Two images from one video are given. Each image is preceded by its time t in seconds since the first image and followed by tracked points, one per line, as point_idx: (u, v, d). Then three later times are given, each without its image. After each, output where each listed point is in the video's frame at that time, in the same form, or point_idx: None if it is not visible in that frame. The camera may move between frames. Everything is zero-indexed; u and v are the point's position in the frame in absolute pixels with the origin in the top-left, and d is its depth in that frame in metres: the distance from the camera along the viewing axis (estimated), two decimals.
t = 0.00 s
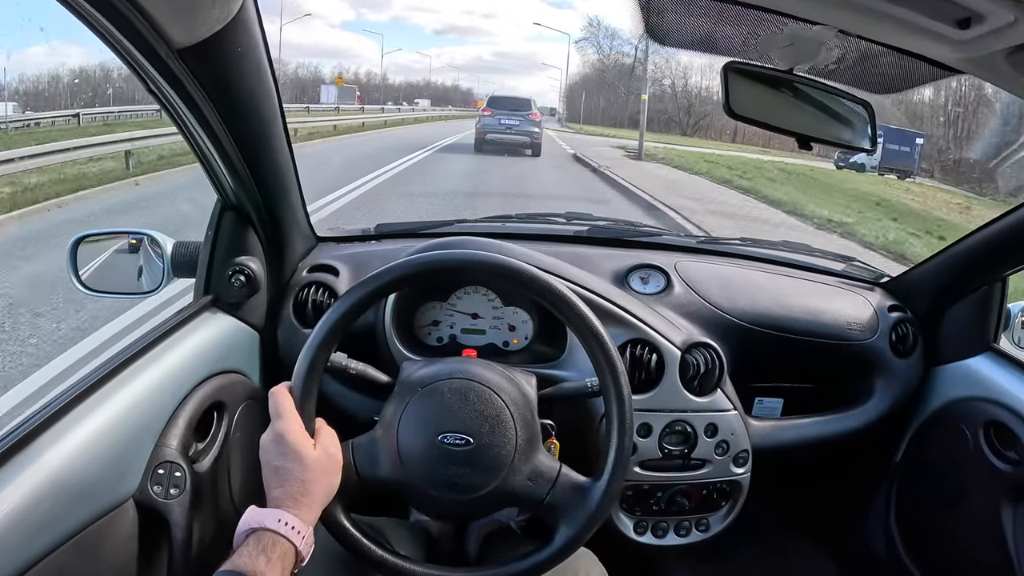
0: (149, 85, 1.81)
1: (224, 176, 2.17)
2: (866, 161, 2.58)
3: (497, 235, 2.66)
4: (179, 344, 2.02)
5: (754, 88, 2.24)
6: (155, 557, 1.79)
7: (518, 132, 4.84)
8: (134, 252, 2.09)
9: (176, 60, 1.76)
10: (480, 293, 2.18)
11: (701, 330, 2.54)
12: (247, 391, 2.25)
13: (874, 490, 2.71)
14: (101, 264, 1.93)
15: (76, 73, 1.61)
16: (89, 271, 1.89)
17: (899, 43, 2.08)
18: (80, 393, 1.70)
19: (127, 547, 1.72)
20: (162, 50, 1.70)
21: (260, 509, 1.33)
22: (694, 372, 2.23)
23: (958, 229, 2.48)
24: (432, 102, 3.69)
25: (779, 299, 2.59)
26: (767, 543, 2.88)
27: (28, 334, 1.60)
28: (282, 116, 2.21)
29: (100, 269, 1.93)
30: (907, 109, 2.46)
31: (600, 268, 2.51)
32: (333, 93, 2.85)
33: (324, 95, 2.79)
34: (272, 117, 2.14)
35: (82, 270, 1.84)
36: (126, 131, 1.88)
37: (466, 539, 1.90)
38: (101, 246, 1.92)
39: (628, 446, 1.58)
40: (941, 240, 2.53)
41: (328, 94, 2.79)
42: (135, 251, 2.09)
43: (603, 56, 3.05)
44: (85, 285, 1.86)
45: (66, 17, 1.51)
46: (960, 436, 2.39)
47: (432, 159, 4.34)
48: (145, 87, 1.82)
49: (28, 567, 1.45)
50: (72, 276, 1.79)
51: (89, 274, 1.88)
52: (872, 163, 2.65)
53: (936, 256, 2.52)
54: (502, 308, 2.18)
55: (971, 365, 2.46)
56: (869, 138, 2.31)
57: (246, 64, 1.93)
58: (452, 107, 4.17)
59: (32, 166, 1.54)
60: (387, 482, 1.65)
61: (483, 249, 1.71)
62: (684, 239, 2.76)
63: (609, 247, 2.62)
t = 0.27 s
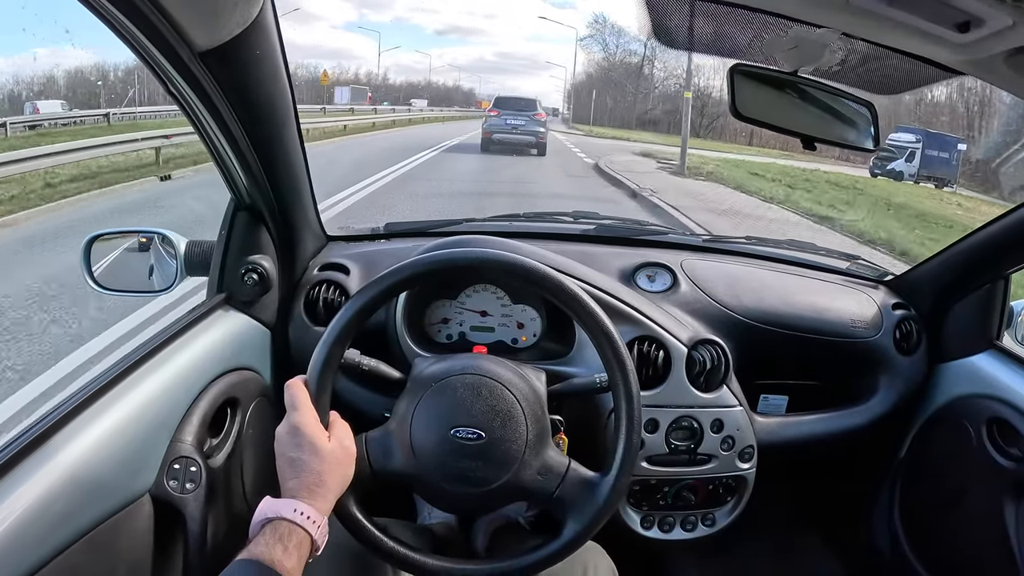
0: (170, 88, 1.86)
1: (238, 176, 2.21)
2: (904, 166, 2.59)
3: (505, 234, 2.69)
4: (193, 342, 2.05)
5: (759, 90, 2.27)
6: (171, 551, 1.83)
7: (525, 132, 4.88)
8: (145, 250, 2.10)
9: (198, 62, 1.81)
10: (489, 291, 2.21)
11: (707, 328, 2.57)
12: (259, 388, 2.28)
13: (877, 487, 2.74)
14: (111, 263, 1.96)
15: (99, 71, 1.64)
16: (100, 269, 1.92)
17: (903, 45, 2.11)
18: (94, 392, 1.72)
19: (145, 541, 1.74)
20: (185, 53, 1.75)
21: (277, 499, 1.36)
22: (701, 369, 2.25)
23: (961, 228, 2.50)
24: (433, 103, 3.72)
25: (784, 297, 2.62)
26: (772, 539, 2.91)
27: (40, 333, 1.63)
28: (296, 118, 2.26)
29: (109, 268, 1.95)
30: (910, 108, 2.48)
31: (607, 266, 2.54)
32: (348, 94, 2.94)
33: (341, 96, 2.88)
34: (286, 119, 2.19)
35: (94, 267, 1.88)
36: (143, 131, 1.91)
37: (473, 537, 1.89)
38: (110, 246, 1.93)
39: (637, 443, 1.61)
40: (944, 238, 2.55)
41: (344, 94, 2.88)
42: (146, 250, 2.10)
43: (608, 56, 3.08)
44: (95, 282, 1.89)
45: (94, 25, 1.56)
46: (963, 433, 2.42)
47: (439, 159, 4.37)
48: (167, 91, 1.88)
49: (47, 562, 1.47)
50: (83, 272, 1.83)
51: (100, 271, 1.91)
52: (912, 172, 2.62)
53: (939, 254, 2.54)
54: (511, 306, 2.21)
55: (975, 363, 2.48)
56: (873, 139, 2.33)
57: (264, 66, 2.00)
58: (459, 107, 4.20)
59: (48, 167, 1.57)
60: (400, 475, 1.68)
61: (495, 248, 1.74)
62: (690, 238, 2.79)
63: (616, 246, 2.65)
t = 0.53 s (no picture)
0: (188, 96, 1.91)
1: (251, 179, 2.25)
2: (949, 175, 2.50)
3: (511, 235, 2.74)
4: (206, 342, 2.09)
5: (760, 96, 2.29)
6: (187, 547, 1.87)
7: (530, 132, 4.92)
8: (155, 252, 2.14)
9: (215, 73, 1.87)
10: (496, 292, 2.25)
11: (711, 327, 2.60)
12: (271, 387, 2.32)
13: (879, 486, 2.78)
14: (124, 263, 2.00)
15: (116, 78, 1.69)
16: (113, 269, 1.96)
17: (901, 51, 2.15)
18: (111, 393, 1.76)
19: (161, 537, 1.78)
20: (204, 63, 1.81)
21: (289, 493, 1.38)
22: (704, 368, 2.29)
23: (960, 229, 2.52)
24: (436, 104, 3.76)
25: (787, 297, 2.66)
26: (775, 536, 2.95)
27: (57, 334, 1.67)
28: (307, 123, 2.31)
29: (123, 267, 2.00)
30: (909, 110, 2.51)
31: (613, 266, 2.58)
32: (361, 95, 3.03)
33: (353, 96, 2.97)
34: (297, 124, 2.24)
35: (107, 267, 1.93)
36: (153, 133, 1.95)
37: (479, 534, 1.92)
38: (124, 245, 1.98)
39: (642, 441, 1.65)
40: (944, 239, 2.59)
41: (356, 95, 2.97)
42: (156, 251, 2.13)
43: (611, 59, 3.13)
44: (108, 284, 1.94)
45: (115, 35, 1.61)
46: (964, 431, 2.45)
47: (446, 159, 4.41)
48: (182, 97, 1.92)
49: (68, 557, 1.50)
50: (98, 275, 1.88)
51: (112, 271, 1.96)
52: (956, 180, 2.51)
53: (940, 255, 2.58)
54: (518, 306, 2.25)
55: (975, 362, 2.52)
56: (872, 142, 2.37)
57: (279, 75, 2.07)
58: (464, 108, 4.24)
59: (66, 176, 1.62)
60: (411, 471, 1.72)
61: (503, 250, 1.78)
62: (694, 239, 2.82)
63: (621, 246, 2.69)
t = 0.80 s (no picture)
0: (199, 98, 1.92)
1: (260, 181, 2.27)
2: (1000, 188, 2.34)
3: (517, 237, 2.75)
4: (215, 342, 2.10)
5: (768, 100, 2.32)
6: (195, 546, 1.87)
7: (535, 132, 4.93)
8: (162, 252, 2.15)
9: (230, 76, 1.89)
10: (503, 293, 2.26)
11: (716, 329, 2.61)
12: (278, 387, 2.34)
13: (883, 488, 2.78)
14: (131, 263, 2.03)
15: (128, 79, 1.70)
16: (122, 268, 2.00)
17: (906, 55, 2.16)
18: (124, 391, 1.77)
19: (169, 537, 1.78)
20: (219, 66, 1.83)
21: (298, 489, 1.38)
22: (710, 370, 2.30)
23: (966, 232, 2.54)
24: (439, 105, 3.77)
25: (792, 299, 2.66)
26: (779, 537, 2.96)
27: (60, 335, 1.68)
28: (316, 125, 2.33)
29: (130, 267, 2.03)
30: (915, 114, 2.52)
31: (618, 268, 2.59)
32: (369, 97, 3.09)
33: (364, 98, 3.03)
34: (307, 126, 2.26)
35: (115, 267, 1.96)
36: (160, 135, 1.95)
37: (484, 534, 1.93)
38: (131, 245, 2.01)
39: (648, 443, 1.65)
40: (949, 241, 2.59)
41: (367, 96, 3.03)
42: (163, 251, 2.15)
43: (615, 61, 3.13)
44: (117, 283, 1.97)
45: (131, 37, 1.63)
46: (968, 433, 2.46)
47: (452, 159, 4.44)
48: (194, 98, 1.92)
49: (74, 558, 1.50)
50: (106, 275, 1.91)
51: (121, 271, 1.99)
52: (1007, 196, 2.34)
53: (945, 256, 2.59)
54: (525, 308, 2.26)
55: (979, 364, 2.53)
56: (879, 146, 2.36)
57: (290, 78, 2.09)
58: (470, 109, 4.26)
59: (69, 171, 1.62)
60: (419, 471, 1.73)
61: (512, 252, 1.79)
62: (700, 241, 2.83)
63: (627, 248, 2.70)
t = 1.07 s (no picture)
0: (198, 93, 1.91)
1: (260, 176, 2.25)
2: None
3: (520, 234, 2.73)
4: (215, 338, 2.08)
5: (771, 94, 2.29)
6: (193, 543, 1.86)
7: (539, 132, 4.92)
8: (163, 248, 2.15)
9: (226, 68, 1.87)
10: (505, 290, 2.24)
11: (720, 327, 2.59)
12: (278, 384, 2.32)
13: (887, 488, 2.76)
14: (131, 261, 2.02)
15: (125, 71, 1.68)
16: (122, 266, 1.99)
17: (911, 48, 2.14)
18: (124, 384, 1.76)
19: (167, 534, 1.77)
20: (214, 59, 1.81)
21: (293, 486, 1.36)
22: (713, 368, 2.28)
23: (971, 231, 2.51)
24: (443, 103, 3.76)
25: (796, 297, 2.64)
26: (782, 537, 2.94)
27: (62, 330, 1.67)
28: (317, 121, 2.31)
29: (131, 265, 2.02)
30: (920, 110, 2.49)
31: (621, 266, 2.58)
32: (371, 94, 3.08)
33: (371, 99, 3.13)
34: (307, 121, 2.24)
35: (116, 264, 1.95)
36: (156, 131, 1.94)
37: (487, 532, 1.92)
38: (130, 243, 1.99)
39: (649, 441, 1.63)
40: (955, 239, 2.57)
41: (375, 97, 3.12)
42: (164, 248, 2.14)
43: (619, 58, 3.12)
44: (118, 281, 1.96)
45: (125, 31, 1.61)
46: (973, 433, 2.44)
47: (455, 158, 4.43)
48: (194, 95, 1.92)
49: (69, 554, 1.48)
50: (106, 272, 1.90)
51: (121, 268, 1.98)
52: None
53: (949, 255, 2.56)
54: (527, 305, 2.24)
55: (984, 364, 2.51)
56: (884, 141, 2.36)
57: (288, 72, 2.07)
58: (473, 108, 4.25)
59: (68, 169, 1.61)
60: (418, 469, 1.72)
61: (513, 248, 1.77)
62: (703, 238, 2.81)
63: (630, 246, 2.69)
